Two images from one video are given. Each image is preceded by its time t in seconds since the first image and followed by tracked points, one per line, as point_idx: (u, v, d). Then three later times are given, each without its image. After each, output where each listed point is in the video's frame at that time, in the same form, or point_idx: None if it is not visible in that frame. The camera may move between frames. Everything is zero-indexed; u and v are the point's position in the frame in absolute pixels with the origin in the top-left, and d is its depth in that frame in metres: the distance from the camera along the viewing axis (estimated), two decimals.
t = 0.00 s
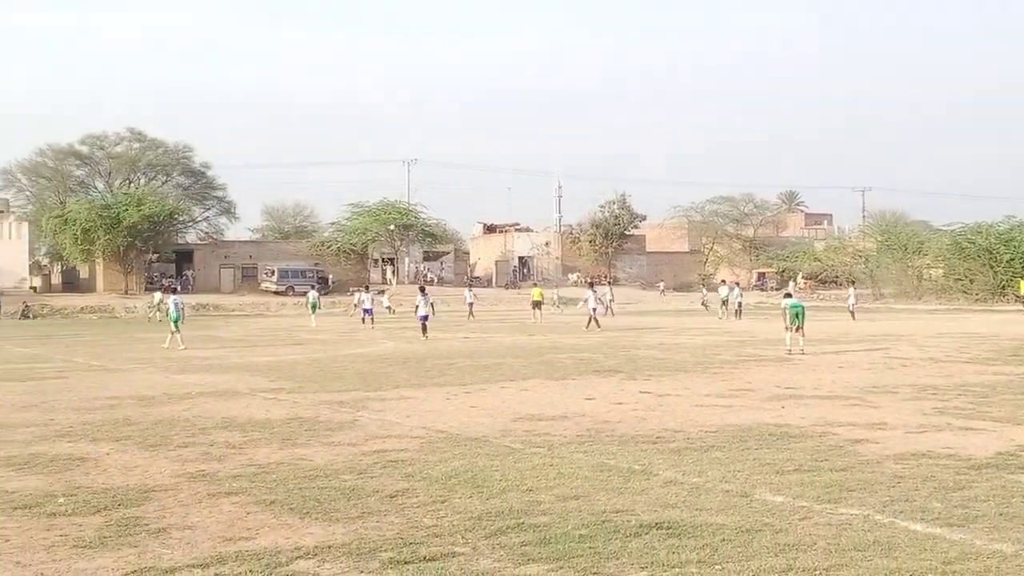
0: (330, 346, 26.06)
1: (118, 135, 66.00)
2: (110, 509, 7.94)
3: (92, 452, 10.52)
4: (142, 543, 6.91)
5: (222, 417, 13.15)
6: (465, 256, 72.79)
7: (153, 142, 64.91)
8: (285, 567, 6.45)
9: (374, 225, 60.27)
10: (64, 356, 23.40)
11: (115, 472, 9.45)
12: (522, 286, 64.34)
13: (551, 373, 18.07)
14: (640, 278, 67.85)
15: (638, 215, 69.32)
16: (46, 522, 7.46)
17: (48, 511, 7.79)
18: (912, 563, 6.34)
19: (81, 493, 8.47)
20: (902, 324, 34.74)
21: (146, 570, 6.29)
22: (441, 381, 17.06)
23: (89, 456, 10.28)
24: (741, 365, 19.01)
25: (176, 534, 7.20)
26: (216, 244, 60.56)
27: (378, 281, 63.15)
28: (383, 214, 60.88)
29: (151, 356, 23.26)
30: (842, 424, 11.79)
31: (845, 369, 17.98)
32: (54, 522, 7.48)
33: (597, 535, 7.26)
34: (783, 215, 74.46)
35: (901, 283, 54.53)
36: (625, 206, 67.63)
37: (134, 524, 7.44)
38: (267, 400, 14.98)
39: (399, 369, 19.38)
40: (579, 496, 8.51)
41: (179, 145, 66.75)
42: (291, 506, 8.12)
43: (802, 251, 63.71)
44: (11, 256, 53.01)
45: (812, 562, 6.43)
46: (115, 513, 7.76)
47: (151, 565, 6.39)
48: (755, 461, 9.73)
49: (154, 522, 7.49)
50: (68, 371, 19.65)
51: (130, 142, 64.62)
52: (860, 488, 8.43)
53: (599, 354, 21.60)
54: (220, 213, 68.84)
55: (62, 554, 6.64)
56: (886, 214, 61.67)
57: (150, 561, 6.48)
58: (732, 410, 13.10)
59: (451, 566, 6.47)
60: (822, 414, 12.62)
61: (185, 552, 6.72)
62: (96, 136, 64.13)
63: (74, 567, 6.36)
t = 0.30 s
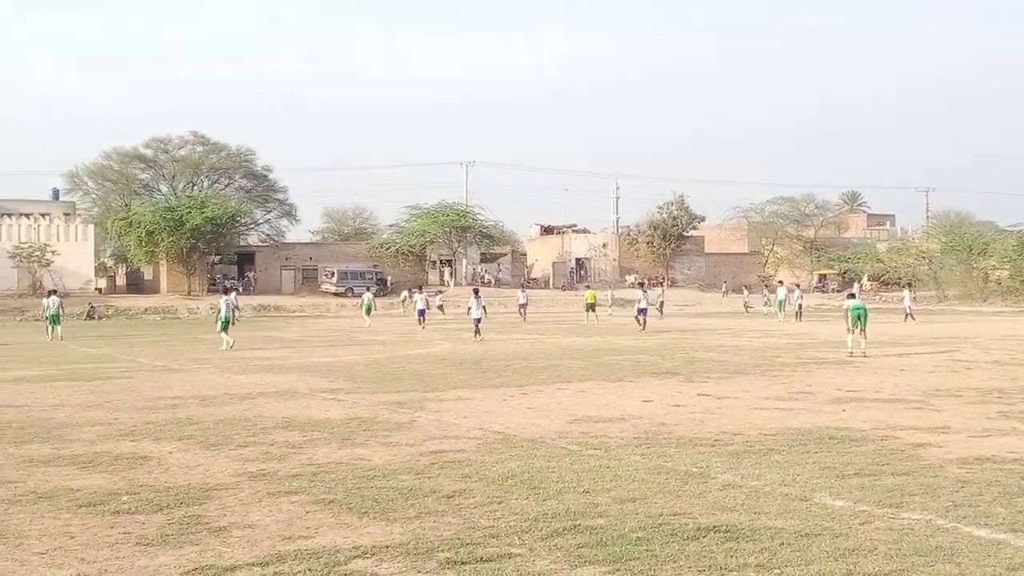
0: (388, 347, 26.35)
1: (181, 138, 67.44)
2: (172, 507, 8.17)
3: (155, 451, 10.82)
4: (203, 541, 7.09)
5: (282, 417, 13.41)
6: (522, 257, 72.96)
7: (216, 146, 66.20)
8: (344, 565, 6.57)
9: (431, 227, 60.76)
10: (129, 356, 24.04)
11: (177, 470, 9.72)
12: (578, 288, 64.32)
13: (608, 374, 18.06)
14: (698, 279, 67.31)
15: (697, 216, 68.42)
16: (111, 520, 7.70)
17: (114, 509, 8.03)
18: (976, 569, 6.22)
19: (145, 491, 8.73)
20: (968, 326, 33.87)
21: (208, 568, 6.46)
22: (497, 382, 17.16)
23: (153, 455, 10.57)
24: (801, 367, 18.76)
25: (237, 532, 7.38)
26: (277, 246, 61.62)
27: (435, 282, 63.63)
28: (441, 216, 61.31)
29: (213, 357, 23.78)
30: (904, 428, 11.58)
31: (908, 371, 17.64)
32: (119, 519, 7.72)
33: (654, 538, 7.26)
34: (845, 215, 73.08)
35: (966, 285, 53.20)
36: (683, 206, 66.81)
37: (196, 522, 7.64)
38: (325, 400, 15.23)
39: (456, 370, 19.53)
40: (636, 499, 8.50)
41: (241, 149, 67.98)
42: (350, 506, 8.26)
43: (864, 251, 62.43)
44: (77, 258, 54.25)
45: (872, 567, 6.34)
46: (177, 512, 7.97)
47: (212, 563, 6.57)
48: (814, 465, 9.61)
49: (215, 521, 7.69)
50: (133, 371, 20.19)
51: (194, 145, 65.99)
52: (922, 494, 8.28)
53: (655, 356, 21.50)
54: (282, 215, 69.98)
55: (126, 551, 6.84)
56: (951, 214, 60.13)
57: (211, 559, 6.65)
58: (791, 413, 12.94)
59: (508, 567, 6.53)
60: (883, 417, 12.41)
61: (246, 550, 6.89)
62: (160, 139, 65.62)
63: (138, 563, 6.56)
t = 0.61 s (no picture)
0: (405, 346, 26.40)
1: (200, 138, 67.77)
2: (189, 506, 8.22)
3: (174, 450, 10.89)
4: (220, 540, 7.13)
5: (299, 416, 13.46)
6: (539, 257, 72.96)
7: (235, 145, 66.54)
8: (360, 565, 6.60)
9: (449, 226, 60.88)
10: (146, 356, 24.18)
11: (195, 469, 9.78)
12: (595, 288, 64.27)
13: (625, 374, 18.01)
14: (716, 279, 67.11)
15: (715, 215, 68.05)
16: (129, 518, 7.76)
17: (131, 508, 8.09)
18: (995, 569, 6.19)
19: (163, 490, 8.79)
20: (988, 326, 33.58)
21: (225, 566, 6.50)
22: (515, 382, 17.16)
23: (171, 453, 10.64)
24: (819, 367, 18.66)
25: (254, 531, 7.42)
26: (295, 245, 61.86)
27: (452, 282, 63.71)
28: (458, 215, 61.38)
29: (231, 356, 23.90)
30: (922, 428, 11.50)
31: (927, 371, 17.51)
32: (137, 518, 7.77)
33: (671, 538, 7.24)
34: (864, 214, 72.61)
35: (986, 284, 52.73)
36: (701, 206, 66.38)
37: (213, 521, 7.69)
38: (342, 400, 15.27)
39: (473, 370, 19.54)
40: (653, 498, 8.49)
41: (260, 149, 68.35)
42: (367, 505, 8.29)
43: (883, 251, 62.01)
44: (96, 258, 54.75)
45: (890, 568, 6.30)
46: (194, 511, 8.02)
47: (229, 562, 6.61)
48: (832, 465, 9.56)
49: (232, 519, 7.73)
50: (150, 370, 20.30)
51: (212, 145, 66.35)
52: (941, 493, 8.22)
53: (672, 356, 21.44)
54: (299, 215, 70.30)
55: (144, 549, 6.88)
56: (971, 214, 59.62)
57: (228, 557, 6.69)
58: (808, 413, 12.88)
59: (524, 566, 6.53)
60: (901, 417, 12.33)
61: (263, 549, 6.92)
62: (179, 139, 65.98)
63: (156, 561, 6.61)
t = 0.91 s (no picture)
0: (402, 346, 26.39)
1: (195, 138, 67.69)
2: (186, 506, 8.21)
3: (170, 450, 10.88)
4: (216, 541, 7.12)
5: (296, 416, 13.46)
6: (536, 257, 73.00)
7: (231, 145, 66.47)
8: (357, 564, 6.60)
9: (445, 226, 60.84)
10: (142, 356, 24.15)
11: (191, 469, 9.77)
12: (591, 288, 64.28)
13: (621, 374, 17.99)
14: (712, 279, 67.21)
15: (711, 215, 68.04)
16: (126, 518, 7.75)
17: (127, 508, 8.07)
18: (990, 569, 6.20)
19: (159, 490, 8.79)
20: (985, 326, 33.63)
21: (221, 566, 6.49)
22: (511, 382, 17.17)
23: (167, 454, 10.63)
24: (815, 366, 18.69)
25: (250, 531, 7.41)
26: (291, 245, 61.77)
27: (449, 281, 63.69)
28: (455, 215, 61.36)
29: (227, 356, 23.89)
30: (919, 428, 11.51)
31: (923, 371, 17.54)
32: (133, 518, 7.76)
33: (668, 538, 7.25)
34: (860, 213, 72.68)
35: (982, 284, 52.83)
36: (698, 205, 66.33)
37: (210, 521, 7.68)
38: (339, 400, 15.25)
39: (470, 369, 19.54)
40: (650, 498, 8.49)
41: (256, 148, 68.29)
42: (363, 505, 8.28)
43: (879, 251, 62.12)
44: (92, 258, 54.72)
45: (887, 567, 6.32)
46: (191, 511, 8.01)
47: (226, 562, 6.60)
48: (828, 464, 9.57)
49: (229, 520, 7.72)
50: (146, 370, 20.27)
51: (208, 145, 66.27)
52: (937, 493, 8.23)
53: (669, 355, 21.48)
54: (295, 214, 70.25)
55: (139, 549, 6.87)
56: (967, 214, 59.71)
57: (225, 558, 6.68)
58: (805, 413, 12.89)
59: (521, 567, 6.53)
60: (898, 417, 12.34)
61: (260, 549, 6.91)
62: (175, 139, 65.90)
63: (152, 562, 6.60)
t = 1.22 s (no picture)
0: (438, 347, 26.54)
1: (233, 140, 68.53)
2: (224, 504, 8.36)
3: (208, 449, 11.05)
4: (255, 539, 7.24)
5: (332, 416, 13.61)
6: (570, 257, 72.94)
7: (267, 147, 67.19)
8: (393, 563, 6.68)
9: (480, 226, 61.01)
10: (181, 356, 24.50)
11: (230, 468, 9.92)
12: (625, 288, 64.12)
13: (656, 375, 17.96)
14: (749, 279, 66.69)
15: (746, 215, 67.53)
16: (165, 517, 7.90)
17: (166, 506, 8.23)
18: None
19: (197, 489, 8.93)
20: None
21: (259, 565, 6.60)
22: (546, 382, 17.20)
23: (205, 453, 10.80)
24: (853, 367, 18.54)
25: (288, 530, 7.52)
26: (327, 246, 62.29)
27: (484, 282, 63.86)
28: (489, 215, 61.51)
29: (264, 356, 24.17)
30: (959, 430, 11.38)
31: (963, 372, 17.32)
32: (173, 516, 7.91)
33: (704, 539, 7.25)
34: (898, 213, 71.79)
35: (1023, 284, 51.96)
36: (734, 205, 65.87)
37: (248, 520, 7.80)
38: (375, 400, 15.39)
39: (505, 370, 19.60)
40: (686, 500, 8.49)
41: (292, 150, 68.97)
42: (400, 504, 8.37)
43: (917, 251, 61.38)
44: (131, 258, 55.54)
45: (925, 570, 6.27)
46: (229, 510, 8.15)
47: (264, 560, 6.71)
48: (866, 466, 9.49)
49: (267, 518, 7.85)
50: (184, 370, 20.58)
51: (245, 147, 67.03)
52: (977, 496, 8.15)
53: (705, 356, 21.41)
54: (331, 216, 70.87)
55: (179, 548, 7.00)
56: (1007, 213, 58.76)
57: (263, 556, 6.80)
58: (842, 414, 12.80)
59: (557, 567, 6.57)
60: (937, 419, 12.21)
61: (297, 548, 7.02)
62: (213, 141, 66.79)
63: (190, 560, 6.72)
